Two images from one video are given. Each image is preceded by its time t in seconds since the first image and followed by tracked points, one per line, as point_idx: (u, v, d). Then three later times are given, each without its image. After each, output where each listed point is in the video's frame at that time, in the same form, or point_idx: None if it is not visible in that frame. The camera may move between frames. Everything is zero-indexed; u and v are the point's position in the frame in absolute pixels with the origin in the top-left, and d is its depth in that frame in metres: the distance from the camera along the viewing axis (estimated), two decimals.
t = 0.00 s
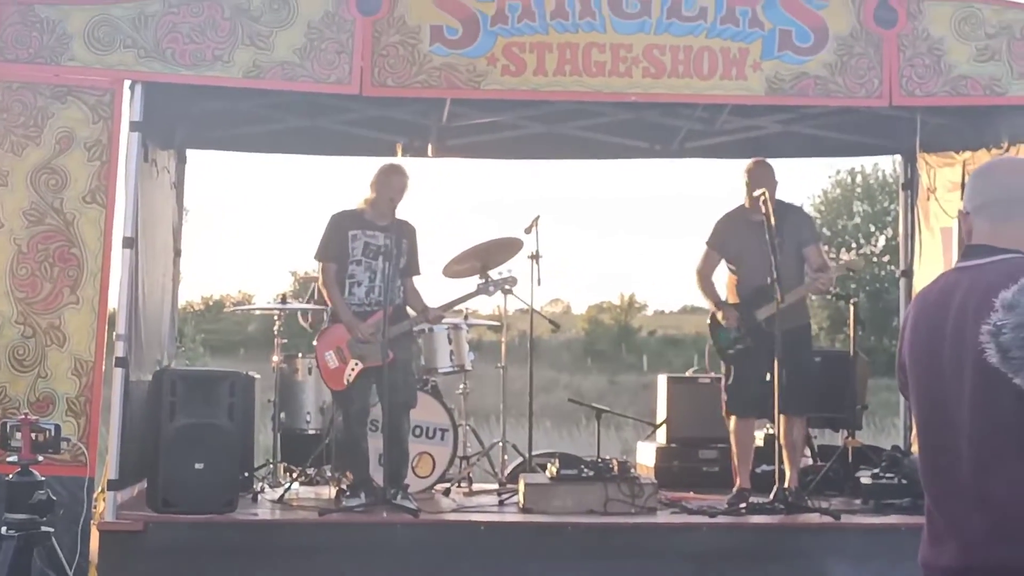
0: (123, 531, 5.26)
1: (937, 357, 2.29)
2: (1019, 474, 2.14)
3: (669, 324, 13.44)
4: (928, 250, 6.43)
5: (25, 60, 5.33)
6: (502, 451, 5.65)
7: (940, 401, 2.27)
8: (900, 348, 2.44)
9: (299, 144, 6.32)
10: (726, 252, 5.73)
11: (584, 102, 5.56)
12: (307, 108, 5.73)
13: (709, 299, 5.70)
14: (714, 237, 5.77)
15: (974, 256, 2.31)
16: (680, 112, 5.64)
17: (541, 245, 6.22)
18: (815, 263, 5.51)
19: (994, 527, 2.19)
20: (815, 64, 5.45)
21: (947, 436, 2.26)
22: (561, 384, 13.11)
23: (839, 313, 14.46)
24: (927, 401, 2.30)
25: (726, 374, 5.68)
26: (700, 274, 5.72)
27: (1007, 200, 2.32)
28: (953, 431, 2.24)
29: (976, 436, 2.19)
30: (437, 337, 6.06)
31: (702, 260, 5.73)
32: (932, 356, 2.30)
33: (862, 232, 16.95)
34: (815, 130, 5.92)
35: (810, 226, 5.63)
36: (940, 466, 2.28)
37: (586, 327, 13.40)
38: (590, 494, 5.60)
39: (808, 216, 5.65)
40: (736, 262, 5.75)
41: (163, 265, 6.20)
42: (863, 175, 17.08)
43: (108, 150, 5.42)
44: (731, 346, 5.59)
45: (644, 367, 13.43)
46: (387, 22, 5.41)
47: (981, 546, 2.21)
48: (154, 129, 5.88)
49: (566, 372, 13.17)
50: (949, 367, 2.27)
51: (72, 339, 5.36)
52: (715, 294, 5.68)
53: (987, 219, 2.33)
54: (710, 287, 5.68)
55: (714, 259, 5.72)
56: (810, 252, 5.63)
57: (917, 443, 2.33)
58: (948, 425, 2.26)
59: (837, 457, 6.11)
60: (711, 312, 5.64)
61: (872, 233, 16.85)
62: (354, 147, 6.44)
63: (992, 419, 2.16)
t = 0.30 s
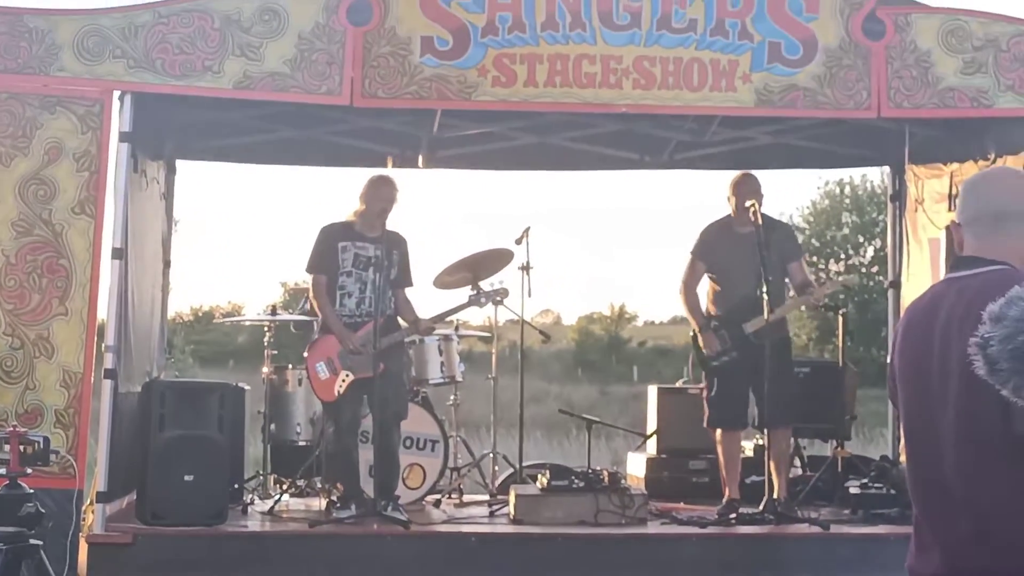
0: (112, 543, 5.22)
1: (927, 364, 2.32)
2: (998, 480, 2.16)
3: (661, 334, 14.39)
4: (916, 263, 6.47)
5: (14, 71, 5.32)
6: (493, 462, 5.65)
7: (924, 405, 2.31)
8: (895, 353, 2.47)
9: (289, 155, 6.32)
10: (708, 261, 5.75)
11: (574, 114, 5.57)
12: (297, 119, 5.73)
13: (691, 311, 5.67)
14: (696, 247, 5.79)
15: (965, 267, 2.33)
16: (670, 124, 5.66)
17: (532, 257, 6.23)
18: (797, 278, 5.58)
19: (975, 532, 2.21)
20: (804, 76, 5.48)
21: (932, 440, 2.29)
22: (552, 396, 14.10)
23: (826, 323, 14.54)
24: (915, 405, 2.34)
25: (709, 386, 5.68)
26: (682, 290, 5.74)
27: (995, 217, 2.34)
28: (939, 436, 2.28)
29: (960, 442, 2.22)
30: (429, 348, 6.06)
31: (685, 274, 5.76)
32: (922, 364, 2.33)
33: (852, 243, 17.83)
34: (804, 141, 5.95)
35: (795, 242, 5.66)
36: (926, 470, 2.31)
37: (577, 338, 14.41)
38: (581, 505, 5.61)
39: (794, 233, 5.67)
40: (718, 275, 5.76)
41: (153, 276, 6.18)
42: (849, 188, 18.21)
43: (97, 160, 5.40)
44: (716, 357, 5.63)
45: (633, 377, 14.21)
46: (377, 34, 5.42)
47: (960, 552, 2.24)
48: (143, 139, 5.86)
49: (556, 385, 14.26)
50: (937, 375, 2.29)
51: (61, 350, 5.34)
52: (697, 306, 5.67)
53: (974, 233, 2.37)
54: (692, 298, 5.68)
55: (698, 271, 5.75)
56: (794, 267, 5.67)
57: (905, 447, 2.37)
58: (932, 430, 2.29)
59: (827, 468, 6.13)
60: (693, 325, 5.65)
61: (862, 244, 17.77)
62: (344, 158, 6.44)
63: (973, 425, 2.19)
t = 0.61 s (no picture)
0: (110, 551, 5.21)
1: (926, 367, 2.32)
2: (999, 484, 2.16)
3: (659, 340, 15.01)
4: (914, 267, 6.47)
5: (12, 78, 5.33)
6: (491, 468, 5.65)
7: (924, 410, 2.31)
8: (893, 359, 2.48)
9: (286, 161, 6.33)
10: (702, 261, 5.76)
11: (571, 119, 5.57)
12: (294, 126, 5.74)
13: (683, 310, 5.69)
14: (690, 244, 5.80)
15: (965, 271, 2.34)
16: (667, 129, 5.67)
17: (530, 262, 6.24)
18: (788, 289, 5.62)
19: (976, 536, 2.21)
20: (800, 81, 5.48)
21: (932, 445, 2.28)
22: (549, 400, 14.32)
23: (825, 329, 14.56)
24: (914, 411, 2.33)
25: (703, 391, 5.69)
26: (675, 284, 5.75)
27: (1002, 224, 2.33)
28: (938, 440, 2.27)
29: (959, 446, 2.21)
30: (427, 354, 6.07)
31: (676, 276, 5.76)
32: (921, 366, 2.33)
33: (850, 248, 17.81)
34: (801, 146, 5.96)
35: (786, 249, 5.69)
36: (926, 475, 2.30)
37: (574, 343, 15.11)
38: (579, 511, 5.60)
39: (788, 242, 5.70)
40: (708, 276, 5.78)
41: (151, 283, 6.19)
42: (847, 194, 18.24)
43: (95, 168, 5.40)
44: (710, 364, 5.60)
45: (632, 383, 14.81)
46: (374, 41, 5.43)
47: (961, 557, 2.23)
48: (140, 146, 5.87)
49: (554, 389, 14.79)
50: (936, 378, 2.29)
51: (59, 357, 5.34)
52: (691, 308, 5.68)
53: (981, 240, 2.35)
54: (685, 300, 5.69)
55: (690, 271, 5.76)
56: (785, 275, 5.70)
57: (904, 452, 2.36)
58: (931, 433, 2.29)
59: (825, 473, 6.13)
60: (690, 324, 5.63)
61: (859, 248, 17.75)
62: (342, 164, 6.45)
63: (973, 429, 2.18)
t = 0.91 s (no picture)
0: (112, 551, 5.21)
1: (927, 365, 2.32)
2: (998, 480, 2.16)
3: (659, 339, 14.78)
4: (915, 265, 6.47)
5: (12, 79, 5.33)
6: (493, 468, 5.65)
7: (924, 409, 2.31)
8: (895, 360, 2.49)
9: (287, 162, 6.33)
10: (702, 259, 5.74)
11: (571, 119, 5.57)
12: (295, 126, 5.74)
13: (680, 306, 5.65)
14: (690, 242, 5.79)
15: (967, 271, 2.34)
16: (667, 128, 5.67)
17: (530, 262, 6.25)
18: (784, 291, 5.68)
19: (977, 533, 2.21)
20: (801, 80, 5.48)
21: (933, 442, 2.29)
22: (550, 401, 14.14)
23: (826, 327, 14.57)
24: (915, 410, 2.34)
25: (697, 390, 5.69)
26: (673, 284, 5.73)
27: (1003, 221, 2.33)
28: (939, 438, 2.28)
29: (959, 444, 2.22)
30: (428, 354, 6.07)
31: (676, 272, 5.74)
32: (922, 364, 2.34)
33: (851, 246, 17.85)
34: (802, 145, 5.96)
35: (783, 249, 5.75)
36: (927, 473, 2.31)
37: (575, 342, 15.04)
38: (581, 510, 5.60)
39: (786, 244, 5.76)
40: (708, 275, 5.77)
41: (152, 284, 6.19)
42: (848, 192, 18.25)
43: (95, 169, 5.40)
44: (705, 362, 5.58)
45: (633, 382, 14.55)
46: (374, 41, 5.42)
47: (963, 554, 2.23)
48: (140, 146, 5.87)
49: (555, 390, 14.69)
50: (937, 375, 2.29)
51: (60, 359, 5.34)
52: (690, 306, 5.65)
53: (983, 237, 2.35)
54: (685, 298, 5.65)
55: (689, 268, 5.74)
56: (782, 277, 5.75)
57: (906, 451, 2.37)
58: (932, 430, 2.29)
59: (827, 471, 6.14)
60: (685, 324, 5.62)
61: (859, 246, 17.76)
62: (342, 165, 6.45)
63: (972, 426, 2.19)
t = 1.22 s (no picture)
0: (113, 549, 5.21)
1: (926, 362, 2.32)
2: (999, 476, 2.15)
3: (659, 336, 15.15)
4: (916, 260, 6.47)
5: (12, 78, 5.33)
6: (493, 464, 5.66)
7: (924, 406, 2.30)
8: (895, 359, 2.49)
9: (287, 159, 6.34)
10: (700, 256, 5.73)
11: (571, 115, 5.57)
12: (294, 123, 5.75)
13: (678, 304, 5.68)
14: (687, 241, 5.77)
15: (967, 265, 2.32)
16: (666, 124, 5.66)
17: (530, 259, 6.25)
18: (782, 286, 5.69)
19: (978, 530, 2.19)
20: (800, 75, 5.47)
21: (933, 439, 2.28)
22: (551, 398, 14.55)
23: (828, 323, 14.57)
24: (915, 406, 2.33)
25: (696, 386, 5.68)
26: (671, 281, 5.74)
27: (1001, 213, 2.33)
28: (940, 435, 2.26)
29: (961, 441, 2.20)
30: (428, 351, 6.06)
31: (675, 269, 5.74)
32: (921, 361, 2.33)
33: (851, 242, 17.89)
34: (802, 140, 5.95)
35: (781, 245, 5.75)
36: (927, 470, 2.29)
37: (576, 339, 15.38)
38: (582, 506, 5.60)
39: (784, 239, 5.77)
40: (706, 272, 5.76)
41: (152, 281, 6.20)
42: (849, 187, 18.24)
43: (96, 167, 5.41)
44: (704, 359, 5.58)
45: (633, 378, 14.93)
46: (373, 37, 5.42)
47: (964, 551, 2.21)
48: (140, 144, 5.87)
49: (556, 385, 15.10)
50: (936, 372, 2.29)
51: (61, 357, 5.35)
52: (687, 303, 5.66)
53: (980, 229, 2.36)
54: (683, 294, 5.67)
55: (688, 265, 5.73)
56: (780, 273, 5.76)
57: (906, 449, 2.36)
58: (931, 427, 2.28)
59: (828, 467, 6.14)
60: (683, 321, 5.62)
61: (861, 242, 17.80)
62: (342, 162, 6.46)
63: (973, 422, 2.18)
